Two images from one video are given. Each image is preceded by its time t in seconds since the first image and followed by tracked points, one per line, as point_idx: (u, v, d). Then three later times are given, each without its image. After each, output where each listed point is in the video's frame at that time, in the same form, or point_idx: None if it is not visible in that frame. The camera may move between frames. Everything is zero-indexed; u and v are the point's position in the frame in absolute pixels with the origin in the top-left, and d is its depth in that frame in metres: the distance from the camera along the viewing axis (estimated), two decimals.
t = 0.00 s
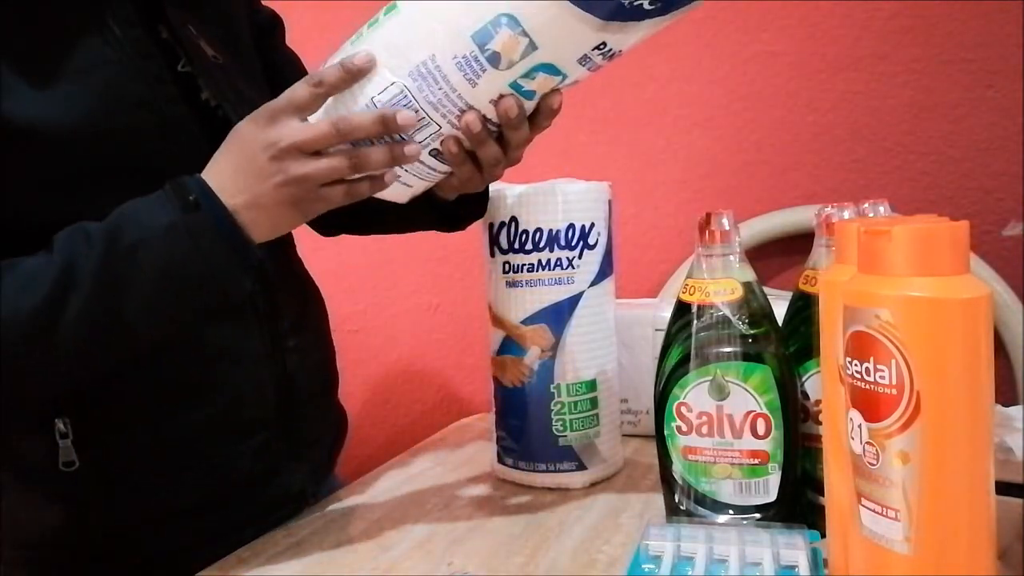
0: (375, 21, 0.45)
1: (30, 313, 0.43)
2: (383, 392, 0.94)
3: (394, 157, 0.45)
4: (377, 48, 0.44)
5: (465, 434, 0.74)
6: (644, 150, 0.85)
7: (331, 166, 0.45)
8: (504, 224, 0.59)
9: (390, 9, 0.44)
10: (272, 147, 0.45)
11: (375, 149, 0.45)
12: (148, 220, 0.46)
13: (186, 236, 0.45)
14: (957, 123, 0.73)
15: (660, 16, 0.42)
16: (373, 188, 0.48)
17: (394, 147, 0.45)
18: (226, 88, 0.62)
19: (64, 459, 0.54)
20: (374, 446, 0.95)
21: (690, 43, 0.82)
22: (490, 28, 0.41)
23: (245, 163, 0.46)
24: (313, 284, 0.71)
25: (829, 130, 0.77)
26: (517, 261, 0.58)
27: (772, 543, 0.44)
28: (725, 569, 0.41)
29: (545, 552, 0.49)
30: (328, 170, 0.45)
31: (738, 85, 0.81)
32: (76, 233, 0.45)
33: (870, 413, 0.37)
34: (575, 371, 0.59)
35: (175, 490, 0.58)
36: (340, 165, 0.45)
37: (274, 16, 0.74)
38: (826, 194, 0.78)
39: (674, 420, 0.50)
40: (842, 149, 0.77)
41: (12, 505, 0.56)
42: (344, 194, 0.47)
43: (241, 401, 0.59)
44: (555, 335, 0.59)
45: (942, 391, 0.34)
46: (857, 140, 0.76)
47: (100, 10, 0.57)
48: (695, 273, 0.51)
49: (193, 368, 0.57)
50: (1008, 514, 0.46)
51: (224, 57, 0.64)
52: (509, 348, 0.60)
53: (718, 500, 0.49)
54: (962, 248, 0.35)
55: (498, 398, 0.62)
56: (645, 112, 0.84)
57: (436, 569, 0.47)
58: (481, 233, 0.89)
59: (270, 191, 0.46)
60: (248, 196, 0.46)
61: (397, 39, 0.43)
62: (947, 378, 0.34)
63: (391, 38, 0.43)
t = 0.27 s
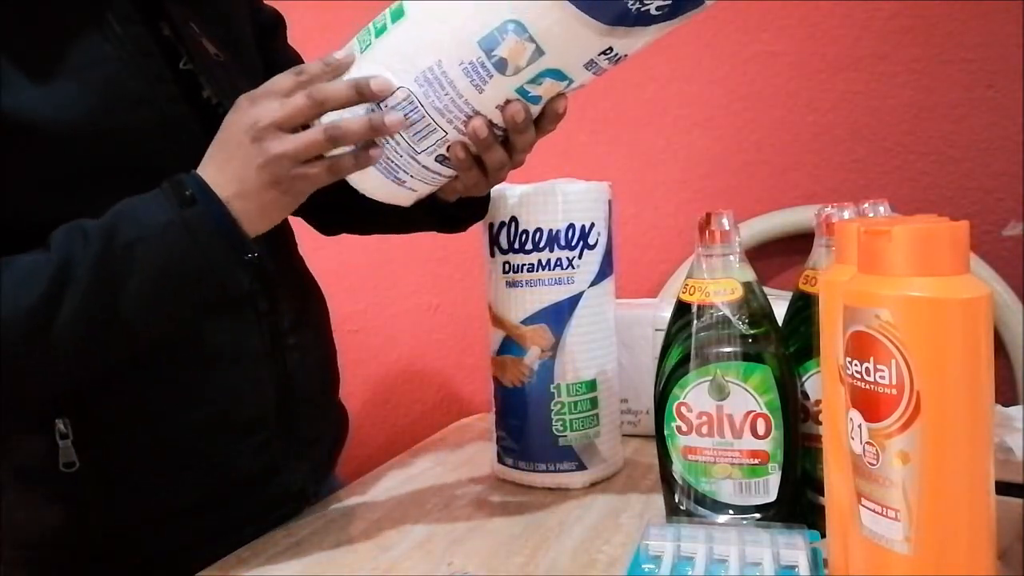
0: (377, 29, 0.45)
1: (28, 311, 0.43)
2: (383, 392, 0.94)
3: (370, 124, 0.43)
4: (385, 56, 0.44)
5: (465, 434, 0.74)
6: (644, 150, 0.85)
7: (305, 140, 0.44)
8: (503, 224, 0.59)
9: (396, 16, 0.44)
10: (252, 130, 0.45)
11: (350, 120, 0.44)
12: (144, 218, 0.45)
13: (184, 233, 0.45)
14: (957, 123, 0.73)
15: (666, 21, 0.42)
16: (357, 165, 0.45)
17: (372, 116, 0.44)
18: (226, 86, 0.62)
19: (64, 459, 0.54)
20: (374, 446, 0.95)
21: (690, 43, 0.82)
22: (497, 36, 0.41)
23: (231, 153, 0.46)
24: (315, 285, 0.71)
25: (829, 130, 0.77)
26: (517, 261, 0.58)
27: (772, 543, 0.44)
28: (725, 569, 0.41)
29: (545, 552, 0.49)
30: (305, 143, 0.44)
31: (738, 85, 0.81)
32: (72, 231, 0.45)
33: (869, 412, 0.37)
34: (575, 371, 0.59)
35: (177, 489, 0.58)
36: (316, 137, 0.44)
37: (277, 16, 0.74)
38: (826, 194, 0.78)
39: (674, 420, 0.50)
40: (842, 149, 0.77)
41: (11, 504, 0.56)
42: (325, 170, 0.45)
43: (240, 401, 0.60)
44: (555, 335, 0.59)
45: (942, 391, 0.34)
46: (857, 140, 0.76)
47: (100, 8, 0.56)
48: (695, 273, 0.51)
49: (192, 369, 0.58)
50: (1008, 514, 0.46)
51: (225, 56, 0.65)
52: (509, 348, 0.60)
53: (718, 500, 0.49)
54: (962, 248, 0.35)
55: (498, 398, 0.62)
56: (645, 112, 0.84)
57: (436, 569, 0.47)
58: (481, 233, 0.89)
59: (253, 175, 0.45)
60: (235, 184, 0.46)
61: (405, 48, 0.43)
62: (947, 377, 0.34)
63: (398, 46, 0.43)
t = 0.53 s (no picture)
0: (413, 49, 0.43)
1: (13, 317, 0.43)
2: (383, 392, 0.94)
3: (338, 110, 0.43)
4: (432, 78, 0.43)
5: (465, 434, 0.74)
6: (644, 150, 0.85)
7: (275, 132, 0.44)
8: (503, 224, 0.59)
9: (430, 35, 0.43)
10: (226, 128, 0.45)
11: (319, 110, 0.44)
12: (136, 218, 0.46)
13: (169, 236, 0.45)
14: (957, 123, 0.73)
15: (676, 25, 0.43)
16: (330, 158, 0.45)
17: (342, 102, 0.44)
18: (228, 84, 0.63)
19: (64, 459, 0.54)
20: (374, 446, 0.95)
21: (690, 43, 0.82)
22: (553, 49, 0.42)
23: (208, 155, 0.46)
24: (316, 285, 0.71)
25: (829, 130, 0.77)
26: (517, 261, 0.58)
27: (772, 543, 0.44)
28: (725, 569, 0.41)
29: (545, 552, 0.49)
30: (276, 136, 0.44)
31: (738, 85, 0.81)
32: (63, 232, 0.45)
33: (869, 412, 0.37)
34: (575, 371, 0.59)
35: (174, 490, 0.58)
36: (286, 128, 0.44)
37: (281, 17, 0.75)
38: (826, 194, 0.78)
39: (674, 420, 0.50)
40: (842, 149, 0.77)
41: (11, 506, 0.56)
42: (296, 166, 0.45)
43: (240, 404, 0.59)
44: (555, 335, 0.59)
45: (942, 391, 0.34)
46: (857, 140, 0.76)
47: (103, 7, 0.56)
48: (696, 273, 0.51)
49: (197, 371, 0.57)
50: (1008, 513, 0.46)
51: (228, 55, 0.65)
52: (509, 348, 0.60)
53: (718, 500, 0.49)
54: (962, 248, 0.35)
55: (498, 398, 0.62)
56: (645, 112, 0.84)
57: (436, 569, 0.47)
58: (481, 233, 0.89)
59: (228, 173, 0.45)
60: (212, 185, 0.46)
61: (455, 69, 0.43)
62: (947, 377, 0.34)
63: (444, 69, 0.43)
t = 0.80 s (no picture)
0: (437, 53, 0.45)
1: (10, 324, 0.43)
2: (383, 392, 0.94)
3: (336, 110, 0.44)
4: (468, 71, 0.45)
5: (465, 434, 0.74)
6: (644, 150, 0.85)
7: (276, 133, 0.45)
8: (503, 224, 0.59)
9: (452, 37, 0.45)
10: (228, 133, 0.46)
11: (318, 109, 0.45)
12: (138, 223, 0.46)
13: (166, 244, 0.45)
14: (957, 123, 0.73)
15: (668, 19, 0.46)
16: (328, 161, 0.45)
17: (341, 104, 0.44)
18: (230, 84, 0.63)
19: (66, 459, 0.54)
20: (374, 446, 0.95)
21: (690, 43, 0.82)
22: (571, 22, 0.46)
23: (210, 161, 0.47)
24: (317, 286, 0.71)
25: (829, 130, 0.77)
26: (517, 261, 0.58)
27: (772, 543, 0.44)
28: (725, 569, 0.41)
29: (545, 552, 0.49)
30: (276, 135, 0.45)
31: (738, 85, 0.81)
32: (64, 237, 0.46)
33: (870, 412, 0.37)
34: (575, 370, 0.59)
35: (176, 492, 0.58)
36: (285, 127, 0.45)
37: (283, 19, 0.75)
38: (826, 194, 0.78)
39: (674, 420, 0.50)
40: (842, 149, 0.77)
41: (11, 504, 0.57)
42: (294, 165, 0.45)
43: (241, 406, 0.59)
44: (555, 335, 0.59)
45: (942, 391, 0.34)
46: (857, 139, 0.76)
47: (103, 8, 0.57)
48: (695, 273, 0.51)
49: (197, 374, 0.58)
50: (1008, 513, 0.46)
51: (231, 56, 0.65)
52: (509, 348, 0.60)
53: (718, 500, 0.49)
54: (962, 248, 0.35)
55: (498, 398, 0.62)
56: (645, 112, 0.84)
57: (436, 569, 0.47)
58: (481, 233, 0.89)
59: (229, 176, 0.46)
60: (215, 189, 0.46)
61: (491, 60, 0.45)
62: (947, 377, 0.34)
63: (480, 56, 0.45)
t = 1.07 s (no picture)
0: (411, 42, 0.46)
1: (13, 326, 0.43)
2: (383, 392, 0.94)
3: (331, 99, 0.45)
4: (424, 70, 0.45)
5: (465, 434, 0.74)
6: (644, 150, 0.85)
7: (273, 125, 0.45)
8: (503, 223, 0.59)
9: (429, 28, 0.45)
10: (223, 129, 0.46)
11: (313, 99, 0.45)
12: (137, 224, 0.46)
13: (173, 245, 0.45)
14: (957, 123, 0.73)
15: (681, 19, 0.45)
16: (327, 149, 0.46)
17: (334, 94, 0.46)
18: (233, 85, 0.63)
19: (71, 459, 0.54)
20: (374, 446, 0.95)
21: (690, 43, 0.82)
22: (548, 39, 0.44)
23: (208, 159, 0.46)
24: (319, 286, 0.71)
25: (829, 130, 0.77)
26: (517, 261, 0.58)
27: (772, 543, 0.44)
28: (725, 569, 0.41)
29: (545, 552, 0.49)
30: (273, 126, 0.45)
31: (739, 85, 0.81)
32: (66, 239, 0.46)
33: (870, 412, 0.37)
34: (575, 370, 0.59)
35: (177, 494, 0.58)
36: (280, 118, 0.45)
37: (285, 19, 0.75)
38: (826, 194, 0.78)
39: (674, 420, 0.50)
40: (842, 149, 0.77)
41: (13, 504, 0.57)
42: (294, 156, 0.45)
43: (243, 406, 0.59)
44: (555, 335, 0.59)
45: (942, 391, 0.34)
46: (857, 139, 0.76)
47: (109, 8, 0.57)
48: (695, 273, 0.51)
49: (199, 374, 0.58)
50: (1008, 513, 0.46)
51: (234, 56, 0.65)
52: (509, 348, 0.60)
53: (718, 500, 0.49)
54: (962, 248, 0.35)
55: (498, 398, 0.62)
56: (645, 112, 0.84)
57: (436, 569, 0.47)
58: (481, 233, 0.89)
59: (229, 173, 0.46)
60: (216, 187, 0.46)
61: (456, 59, 0.45)
62: (947, 377, 0.34)
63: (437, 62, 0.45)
